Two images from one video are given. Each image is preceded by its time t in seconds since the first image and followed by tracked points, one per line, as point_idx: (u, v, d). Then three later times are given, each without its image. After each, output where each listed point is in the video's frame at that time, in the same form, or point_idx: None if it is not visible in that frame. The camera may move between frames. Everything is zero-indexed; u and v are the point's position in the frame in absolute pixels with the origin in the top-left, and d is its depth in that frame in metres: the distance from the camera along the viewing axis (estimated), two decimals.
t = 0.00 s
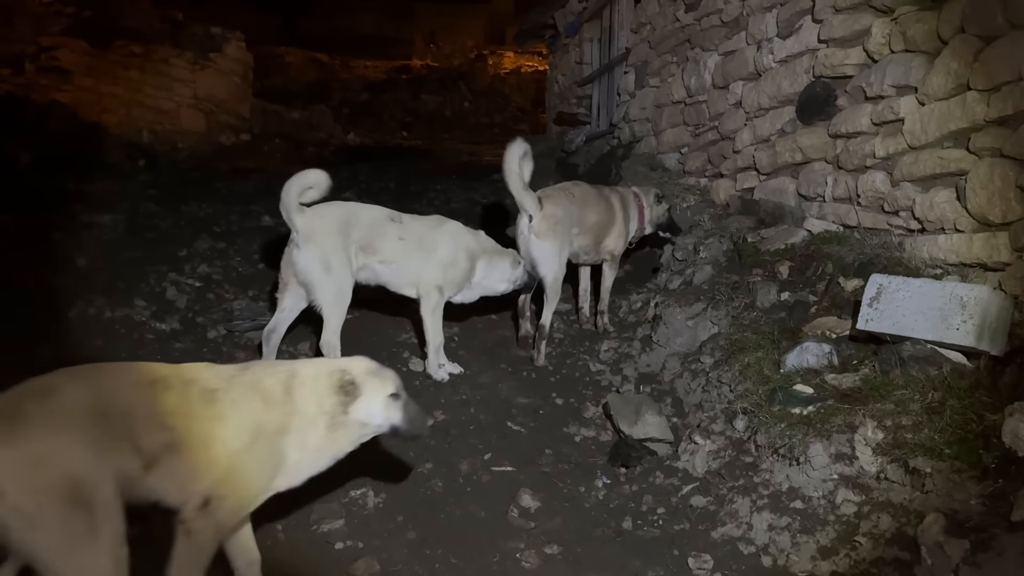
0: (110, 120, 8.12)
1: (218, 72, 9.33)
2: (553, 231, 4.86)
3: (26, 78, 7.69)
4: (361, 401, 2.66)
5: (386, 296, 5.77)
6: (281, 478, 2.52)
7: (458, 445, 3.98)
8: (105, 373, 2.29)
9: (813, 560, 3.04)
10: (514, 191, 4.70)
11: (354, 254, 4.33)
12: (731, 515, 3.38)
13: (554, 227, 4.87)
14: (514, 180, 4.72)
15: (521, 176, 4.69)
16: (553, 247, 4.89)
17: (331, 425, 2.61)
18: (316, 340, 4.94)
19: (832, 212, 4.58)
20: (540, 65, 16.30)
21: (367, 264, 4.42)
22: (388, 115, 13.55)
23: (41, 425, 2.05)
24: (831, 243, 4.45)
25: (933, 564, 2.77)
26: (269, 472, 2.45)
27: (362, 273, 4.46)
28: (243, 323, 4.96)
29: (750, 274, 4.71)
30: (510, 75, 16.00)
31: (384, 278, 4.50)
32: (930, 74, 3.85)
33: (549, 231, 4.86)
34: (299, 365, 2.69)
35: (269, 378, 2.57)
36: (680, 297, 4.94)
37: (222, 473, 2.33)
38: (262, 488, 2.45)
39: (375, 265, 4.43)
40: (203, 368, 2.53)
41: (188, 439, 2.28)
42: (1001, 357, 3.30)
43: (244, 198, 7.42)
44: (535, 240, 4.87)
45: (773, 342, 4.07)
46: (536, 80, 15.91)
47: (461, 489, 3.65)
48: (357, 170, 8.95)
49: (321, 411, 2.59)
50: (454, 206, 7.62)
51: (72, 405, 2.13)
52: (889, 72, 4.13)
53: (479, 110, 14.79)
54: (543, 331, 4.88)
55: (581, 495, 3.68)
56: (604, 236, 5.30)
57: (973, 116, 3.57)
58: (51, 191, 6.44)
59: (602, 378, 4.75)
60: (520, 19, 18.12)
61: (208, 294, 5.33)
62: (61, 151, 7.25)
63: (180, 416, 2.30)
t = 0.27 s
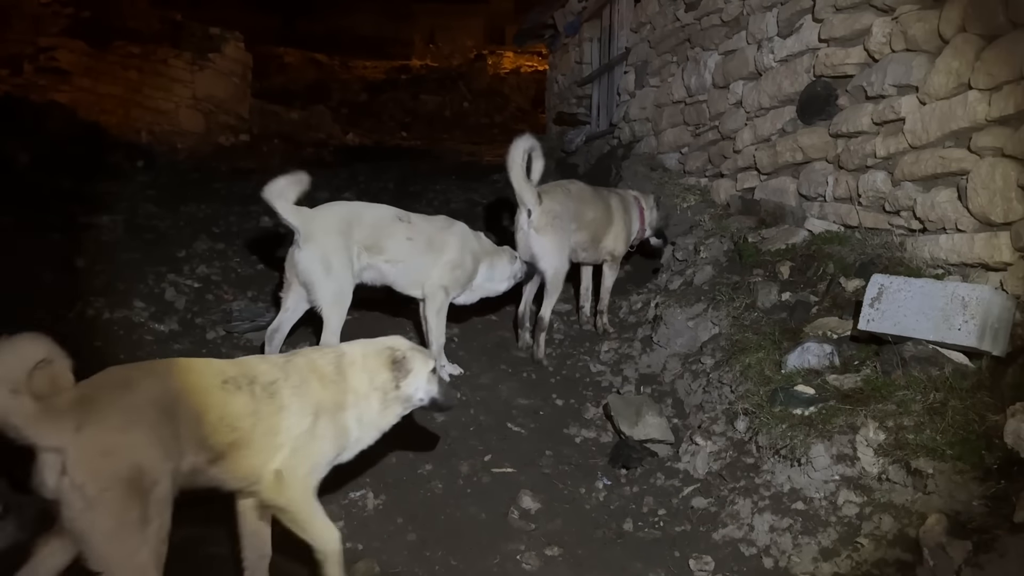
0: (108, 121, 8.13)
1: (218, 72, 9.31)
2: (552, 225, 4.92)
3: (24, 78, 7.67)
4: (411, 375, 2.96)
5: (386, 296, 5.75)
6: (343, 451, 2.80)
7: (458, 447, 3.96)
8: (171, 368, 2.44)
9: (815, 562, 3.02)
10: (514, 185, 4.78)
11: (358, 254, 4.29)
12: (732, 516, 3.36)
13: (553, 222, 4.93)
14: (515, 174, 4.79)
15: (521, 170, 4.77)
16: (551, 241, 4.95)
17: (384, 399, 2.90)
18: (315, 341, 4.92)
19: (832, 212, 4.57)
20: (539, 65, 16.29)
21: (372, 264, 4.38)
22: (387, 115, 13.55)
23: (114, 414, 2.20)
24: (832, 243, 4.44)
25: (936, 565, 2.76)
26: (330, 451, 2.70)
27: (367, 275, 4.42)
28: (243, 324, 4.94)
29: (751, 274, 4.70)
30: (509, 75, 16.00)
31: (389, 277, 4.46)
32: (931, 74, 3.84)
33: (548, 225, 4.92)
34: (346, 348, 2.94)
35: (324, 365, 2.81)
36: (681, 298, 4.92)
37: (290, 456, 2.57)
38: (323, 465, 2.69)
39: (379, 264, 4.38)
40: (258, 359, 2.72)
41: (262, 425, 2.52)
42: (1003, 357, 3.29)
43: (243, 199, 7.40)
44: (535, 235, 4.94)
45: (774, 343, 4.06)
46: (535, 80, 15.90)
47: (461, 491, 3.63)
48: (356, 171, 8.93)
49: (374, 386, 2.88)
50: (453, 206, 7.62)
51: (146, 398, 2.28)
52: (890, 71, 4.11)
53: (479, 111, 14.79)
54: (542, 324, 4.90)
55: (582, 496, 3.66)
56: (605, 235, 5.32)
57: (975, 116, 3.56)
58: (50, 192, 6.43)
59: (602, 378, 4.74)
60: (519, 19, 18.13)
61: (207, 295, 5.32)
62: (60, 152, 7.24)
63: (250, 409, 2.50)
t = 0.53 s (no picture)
0: (107, 121, 8.12)
1: (216, 72, 9.31)
2: (575, 224, 5.04)
3: (23, 79, 7.67)
4: (439, 357, 3.23)
5: (384, 296, 5.74)
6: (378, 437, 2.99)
7: (456, 448, 3.96)
8: (196, 360, 2.59)
9: (814, 562, 3.02)
10: (536, 189, 4.86)
11: (359, 257, 4.30)
12: (730, 516, 3.36)
13: (573, 220, 5.04)
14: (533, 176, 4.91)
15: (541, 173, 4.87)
16: (576, 240, 5.04)
17: (415, 383, 3.12)
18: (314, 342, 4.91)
19: (831, 211, 4.56)
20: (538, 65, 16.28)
21: (371, 267, 4.39)
22: (386, 115, 13.55)
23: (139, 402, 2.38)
24: (831, 242, 4.43)
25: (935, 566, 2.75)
26: (366, 439, 2.87)
27: (368, 277, 4.44)
28: (240, 325, 4.93)
29: (749, 274, 4.69)
30: (508, 75, 15.99)
31: (389, 280, 4.48)
32: (930, 73, 3.83)
33: (570, 225, 5.04)
34: (373, 340, 3.12)
35: (353, 357, 2.99)
36: (679, 297, 4.92)
37: (331, 446, 2.75)
38: (364, 454, 2.87)
39: (380, 268, 4.40)
40: (285, 355, 2.85)
41: (304, 418, 2.68)
42: (1002, 357, 3.28)
43: (241, 200, 7.39)
44: (555, 235, 5.05)
45: (773, 343, 4.05)
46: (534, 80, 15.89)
47: (459, 492, 3.63)
48: (354, 171, 8.92)
49: (404, 374, 3.09)
50: (452, 206, 7.61)
51: (170, 387, 2.45)
52: (889, 70, 4.10)
53: (477, 111, 14.79)
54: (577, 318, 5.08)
55: (581, 497, 3.66)
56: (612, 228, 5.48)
57: (973, 115, 3.56)
58: (48, 193, 6.42)
59: (600, 379, 4.73)
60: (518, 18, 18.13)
61: (205, 296, 5.31)
62: (58, 153, 7.24)
63: (276, 401, 2.64)
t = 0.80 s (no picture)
0: (104, 122, 8.12)
1: (214, 72, 9.30)
2: (587, 219, 5.10)
3: (20, 80, 7.67)
4: (445, 345, 3.35)
5: (382, 296, 5.75)
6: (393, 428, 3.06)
7: (454, 447, 3.96)
8: (217, 351, 2.62)
9: (811, 560, 3.02)
10: (553, 182, 4.95)
11: (371, 258, 4.34)
12: (728, 515, 3.36)
13: (586, 214, 5.11)
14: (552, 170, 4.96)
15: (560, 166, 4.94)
16: (589, 233, 5.11)
17: (427, 370, 3.24)
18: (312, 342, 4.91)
19: (829, 211, 4.57)
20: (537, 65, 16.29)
21: (384, 267, 4.42)
22: (384, 115, 13.55)
23: (158, 392, 2.40)
24: (828, 242, 4.44)
25: (932, 564, 2.76)
26: (384, 429, 2.95)
27: (378, 275, 4.46)
28: (238, 325, 4.93)
29: (747, 273, 4.70)
30: (507, 75, 16.00)
31: (401, 279, 4.51)
32: (926, 72, 3.84)
33: (584, 219, 5.10)
34: (384, 333, 3.22)
35: (366, 351, 3.07)
36: (677, 296, 4.93)
37: (350, 437, 2.81)
38: (381, 444, 2.94)
39: (392, 268, 4.43)
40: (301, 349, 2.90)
41: (327, 408, 2.74)
42: (999, 355, 3.29)
43: (240, 200, 7.40)
44: (570, 228, 5.10)
45: (771, 341, 4.06)
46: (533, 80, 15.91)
47: (457, 491, 3.63)
48: (353, 171, 8.93)
49: (415, 365, 3.19)
50: (450, 206, 7.61)
51: (188, 378, 2.46)
52: (886, 70, 4.11)
53: (476, 111, 14.80)
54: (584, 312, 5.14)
55: (579, 496, 3.66)
56: (627, 223, 5.49)
57: (970, 114, 3.57)
58: (46, 193, 6.42)
59: (598, 378, 4.74)
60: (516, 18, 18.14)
61: (203, 296, 5.31)
62: (56, 153, 7.24)
63: (296, 392, 2.68)
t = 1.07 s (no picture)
0: (102, 122, 8.11)
1: (212, 72, 9.31)
2: (598, 210, 5.28)
3: (18, 80, 7.67)
4: (449, 338, 3.36)
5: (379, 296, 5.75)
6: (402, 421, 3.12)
7: (451, 446, 3.98)
8: (231, 349, 2.65)
9: (806, 558, 3.03)
10: (547, 185, 5.07)
11: (380, 259, 4.36)
12: (724, 513, 3.37)
13: (597, 209, 5.28)
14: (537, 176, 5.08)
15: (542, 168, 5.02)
16: (601, 224, 5.29)
17: (433, 364, 3.27)
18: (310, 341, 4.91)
19: (824, 210, 4.59)
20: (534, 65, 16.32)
21: (391, 267, 4.45)
22: (381, 115, 13.57)
23: (172, 382, 2.45)
24: (824, 241, 4.45)
25: (927, 561, 2.76)
26: (393, 423, 3.00)
27: (385, 276, 4.48)
28: (235, 324, 4.93)
29: (743, 272, 4.72)
30: (504, 75, 16.03)
31: (408, 279, 4.53)
32: (921, 71, 3.85)
33: (592, 211, 5.26)
34: (394, 329, 3.24)
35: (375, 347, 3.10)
36: (674, 296, 4.94)
37: (360, 432, 2.86)
38: (390, 439, 2.99)
39: (399, 268, 4.46)
40: (313, 345, 2.93)
41: (337, 403, 2.80)
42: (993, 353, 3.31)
43: (237, 200, 7.40)
44: (582, 224, 5.25)
45: (766, 340, 4.07)
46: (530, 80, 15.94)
47: (454, 490, 3.64)
48: (350, 171, 8.94)
49: (423, 359, 3.23)
50: (447, 206, 7.62)
51: (198, 372, 2.50)
52: (881, 69, 4.13)
53: (473, 111, 14.82)
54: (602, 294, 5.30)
55: (575, 495, 3.67)
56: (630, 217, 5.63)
57: (964, 113, 3.58)
58: (43, 194, 6.42)
59: (595, 377, 4.75)
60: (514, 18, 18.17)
61: (201, 296, 5.31)
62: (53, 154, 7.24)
63: (307, 388, 2.73)
